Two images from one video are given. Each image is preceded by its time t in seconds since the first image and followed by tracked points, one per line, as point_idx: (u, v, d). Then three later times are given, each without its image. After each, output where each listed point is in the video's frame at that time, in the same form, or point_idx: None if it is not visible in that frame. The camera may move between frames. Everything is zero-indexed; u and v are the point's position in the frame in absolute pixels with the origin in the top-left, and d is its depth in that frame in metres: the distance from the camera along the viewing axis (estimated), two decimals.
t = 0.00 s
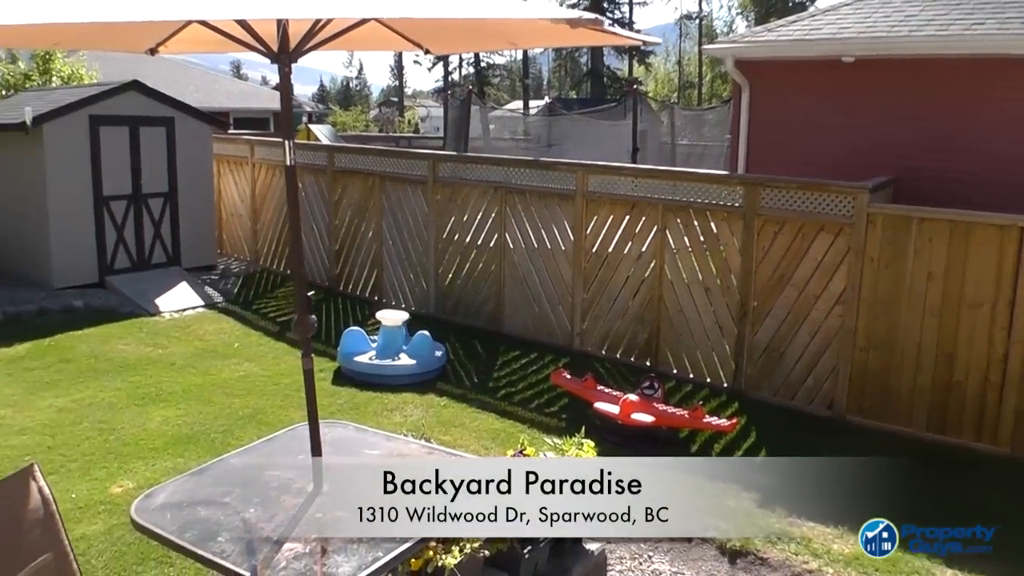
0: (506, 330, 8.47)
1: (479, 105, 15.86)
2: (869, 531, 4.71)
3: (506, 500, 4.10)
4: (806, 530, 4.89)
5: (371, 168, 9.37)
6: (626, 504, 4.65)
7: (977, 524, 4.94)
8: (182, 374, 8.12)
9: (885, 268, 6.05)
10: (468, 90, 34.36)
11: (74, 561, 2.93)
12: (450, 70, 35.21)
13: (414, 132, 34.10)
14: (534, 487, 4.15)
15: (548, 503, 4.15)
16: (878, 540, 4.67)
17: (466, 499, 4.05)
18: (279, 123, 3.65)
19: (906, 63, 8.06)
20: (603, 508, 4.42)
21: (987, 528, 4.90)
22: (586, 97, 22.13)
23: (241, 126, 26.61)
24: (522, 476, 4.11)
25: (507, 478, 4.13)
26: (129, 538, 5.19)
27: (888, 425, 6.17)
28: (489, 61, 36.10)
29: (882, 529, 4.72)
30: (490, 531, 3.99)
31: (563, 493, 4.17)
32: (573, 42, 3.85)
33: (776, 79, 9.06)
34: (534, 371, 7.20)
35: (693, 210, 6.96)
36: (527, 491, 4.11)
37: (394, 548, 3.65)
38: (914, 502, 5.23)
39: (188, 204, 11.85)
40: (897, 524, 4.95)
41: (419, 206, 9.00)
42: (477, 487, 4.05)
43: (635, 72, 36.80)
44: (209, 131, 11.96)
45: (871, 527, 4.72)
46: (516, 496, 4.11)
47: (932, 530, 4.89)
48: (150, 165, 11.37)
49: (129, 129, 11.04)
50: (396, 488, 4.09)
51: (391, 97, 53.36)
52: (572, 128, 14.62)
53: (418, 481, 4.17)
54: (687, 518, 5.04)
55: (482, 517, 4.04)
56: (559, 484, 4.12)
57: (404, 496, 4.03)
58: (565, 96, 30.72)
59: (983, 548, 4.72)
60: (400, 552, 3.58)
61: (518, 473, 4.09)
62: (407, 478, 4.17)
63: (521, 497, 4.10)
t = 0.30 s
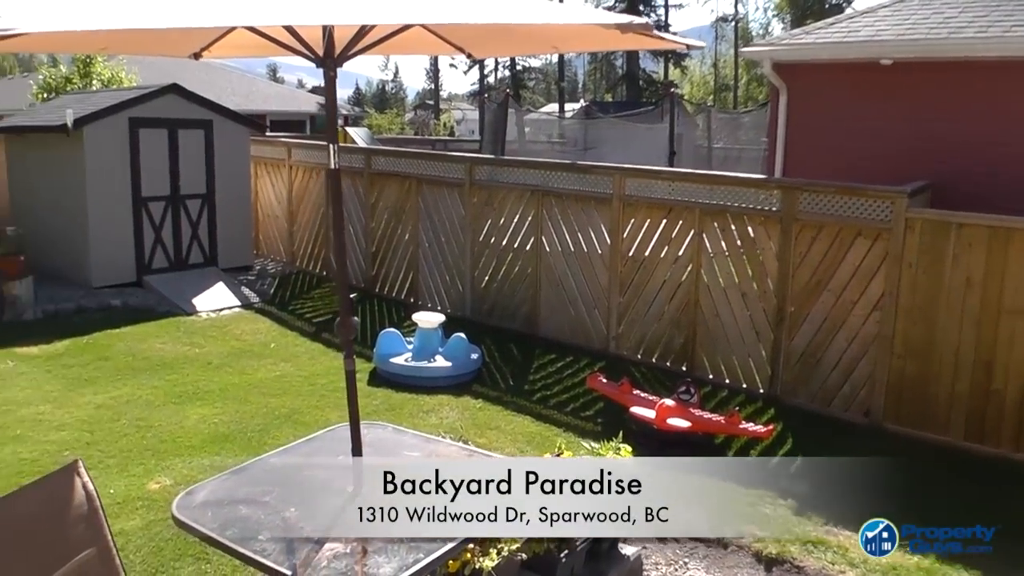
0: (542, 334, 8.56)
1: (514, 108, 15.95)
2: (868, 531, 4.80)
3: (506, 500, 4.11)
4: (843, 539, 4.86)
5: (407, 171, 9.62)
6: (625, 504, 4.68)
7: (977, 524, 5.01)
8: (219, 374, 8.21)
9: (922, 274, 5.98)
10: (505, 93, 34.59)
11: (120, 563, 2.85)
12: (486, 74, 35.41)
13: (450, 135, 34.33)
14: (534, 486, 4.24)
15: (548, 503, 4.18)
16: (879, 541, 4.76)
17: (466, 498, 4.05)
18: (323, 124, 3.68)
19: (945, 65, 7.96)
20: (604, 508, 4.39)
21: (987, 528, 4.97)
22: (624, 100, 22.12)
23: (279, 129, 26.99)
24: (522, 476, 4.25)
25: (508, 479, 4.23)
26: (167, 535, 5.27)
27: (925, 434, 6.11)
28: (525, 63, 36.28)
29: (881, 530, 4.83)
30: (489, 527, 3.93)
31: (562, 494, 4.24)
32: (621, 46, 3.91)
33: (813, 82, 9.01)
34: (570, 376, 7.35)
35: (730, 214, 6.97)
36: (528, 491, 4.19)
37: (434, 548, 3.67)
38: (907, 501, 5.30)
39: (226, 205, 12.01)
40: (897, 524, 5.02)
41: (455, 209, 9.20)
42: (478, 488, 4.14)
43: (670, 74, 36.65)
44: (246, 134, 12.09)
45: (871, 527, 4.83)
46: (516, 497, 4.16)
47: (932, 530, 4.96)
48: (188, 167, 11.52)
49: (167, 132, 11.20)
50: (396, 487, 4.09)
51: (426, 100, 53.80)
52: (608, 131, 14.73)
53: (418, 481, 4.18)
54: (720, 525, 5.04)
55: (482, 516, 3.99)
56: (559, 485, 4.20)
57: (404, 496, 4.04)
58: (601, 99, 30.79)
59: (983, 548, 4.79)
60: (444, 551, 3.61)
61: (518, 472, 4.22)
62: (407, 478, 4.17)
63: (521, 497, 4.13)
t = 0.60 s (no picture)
0: (576, 337, 8.58)
1: (548, 111, 16.01)
2: (869, 531, 4.83)
3: (506, 500, 4.07)
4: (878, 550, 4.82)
5: (443, 175, 9.74)
6: (626, 504, 4.26)
7: (978, 524, 5.06)
8: (254, 374, 8.30)
9: (959, 281, 5.90)
10: (538, 97, 34.72)
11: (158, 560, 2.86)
12: (519, 77, 35.53)
13: (484, 138, 34.48)
14: (534, 487, 4.23)
15: (548, 504, 4.08)
16: (878, 540, 4.79)
17: (466, 498, 4.07)
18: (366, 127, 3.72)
19: (983, 70, 7.84)
20: (606, 508, 4.16)
21: (987, 528, 5.02)
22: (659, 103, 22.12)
23: (314, 132, 27.30)
24: (522, 476, 4.27)
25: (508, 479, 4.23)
26: (201, 532, 5.33)
27: (961, 443, 6.02)
28: (558, 67, 36.36)
29: (882, 529, 4.85)
30: (489, 527, 3.92)
31: (561, 495, 4.14)
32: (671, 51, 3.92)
33: (850, 86, 8.94)
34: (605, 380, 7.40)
35: (765, 219, 6.94)
36: (527, 491, 4.16)
37: (473, 552, 3.71)
38: (907, 501, 5.36)
39: (262, 207, 12.15)
40: (898, 524, 5.06)
41: (491, 212, 9.25)
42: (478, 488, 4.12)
43: (704, 78, 36.52)
44: (282, 137, 12.24)
45: (872, 527, 4.85)
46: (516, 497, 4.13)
47: (932, 530, 5.00)
48: (224, 169, 11.66)
49: (203, 134, 11.35)
50: (396, 487, 4.11)
51: (461, 103, 54.16)
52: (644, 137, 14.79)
53: (418, 481, 4.12)
54: (751, 532, 5.01)
55: (482, 516, 3.99)
56: (559, 484, 4.23)
57: (404, 496, 4.09)
58: (635, 103, 30.80)
59: (982, 548, 4.84)
60: (492, 549, 3.70)
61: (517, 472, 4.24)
62: (407, 478, 4.12)
63: (521, 497, 4.11)
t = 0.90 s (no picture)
0: (609, 341, 8.59)
1: (581, 114, 16.01)
2: (870, 531, 4.91)
3: (506, 500, 4.13)
4: (911, 560, 4.79)
5: (477, 177, 9.80)
6: (626, 504, 4.31)
7: (977, 524, 5.14)
8: (287, 374, 8.39)
9: (995, 289, 5.82)
10: (571, 100, 34.68)
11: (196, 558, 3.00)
12: (551, 80, 35.51)
13: (517, 141, 34.51)
14: (534, 487, 4.31)
15: (548, 503, 4.12)
16: (878, 541, 4.86)
17: (466, 498, 4.15)
18: (408, 131, 3.77)
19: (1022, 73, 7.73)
20: (606, 508, 4.29)
21: (986, 528, 5.09)
22: (691, 107, 22.04)
23: (347, 134, 27.49)
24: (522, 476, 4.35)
25: (508, 479, 4.30)
26: (235, 530, 5.41)
27: (997, 454, 5.93)
28: (592, 69, 36.30)
29: (881, 527, 4.94)
30: (488, 527, 3.99)
31: (562, 495, 4.21)
32: (714, 54, 3.98)
33: (884, 89, 8.88)
34: (638, 385, 7.44)
35: (799, 224, 6.91)
36: (527, 492, 4.23)
37: (511, 554, 3.73)
38: (905, 501, 5.46)
39: (296, 208, 12.28)
40: (898, 524, 5.15)
41: (524, 215, 9.29)
42: (478, 488, 4.19)
43: (736, 81, 36.30)
44: (317, 139, 12.37)
45: (872, 527, 4.94)
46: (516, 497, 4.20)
47: (932, 530, 5.08)
48: (259, 171, 11.80)
49: (239, 136, 11.49)
50: (396, 488, 4.22)
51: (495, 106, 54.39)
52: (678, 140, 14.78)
53: (418, 481, 4.26)
54: (784, 539, 4.99)
55: (481, 516, 4.08)
56: (559, 484, 4.32)
57: (404, 496, 4.19)
58: (669, 106, 30.67)
59: (983, 548, 4.91)
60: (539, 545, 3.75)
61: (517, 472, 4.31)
62: (407, 478, 4.27)
63: (521, 497, 4.17)
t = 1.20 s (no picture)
0: (642, 345, 8.59)
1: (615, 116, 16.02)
2: (870, 532, 4.99)
3: (506, 500, 4.16)
4: (944, 569, 4.74)
5: (511, 179, 9.84)
6: (626, 504, 4.24)
7: (978, 525, 5.19)
8: (320, 373, 8.47)
9: None
10: (604, 102, 34.72)
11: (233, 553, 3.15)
12: (583, 83, 35.49)
13: (550, 143, 34.58)
14: (534, 487, 4.33)
15: (548, 503, 4.12)
16: (878, 540, 4.93)
17: (466, 498, 4.21)
18: (447, 134, 3.81)
19: None
20: (607, 508, 4.20)
21: (987, 528, 5.15)
22: (723, 111, 21.94)
23: (379, 136, 27.67)
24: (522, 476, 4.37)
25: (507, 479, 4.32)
26: (269, 526, 5.48)
27: None
28: (624, 72, 36.32)
29: (882, 528, 5.03)
30: (487, 527, 4.03)
31: (562, 496, 4.24)
32: (752, 55, 3.98)
33: (920, 92, 8.81)
34: (669, 388, 7.45)
35: (833, 228, 6.86)
36: (527, 492, 4.25)
37: (546, 556, 3.73)
38: (909, 500, 5.53)
39: (329, 210, 12.39)
40: (898, 525, 5.23)
41: (557, 217, 9.32)
42: (478, 488, 4.24)
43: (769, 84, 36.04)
44: (351, 141, 12.47)
45: (871, 527, 5.03)
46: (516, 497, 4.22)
47: (932, 530, 5.15)
48: (292, 173, 11.93)
49: (273, 137, 11.63)
50: (396, 487, 4.27)
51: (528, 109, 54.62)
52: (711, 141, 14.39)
53: (418, 481, 4.33)
54: (815, 545, 4.96)
55: (481, 516, 4.11)
56: (559, 484, 4.36)
57: (404, 496, 4.23)
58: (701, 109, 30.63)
59: (982, 547, 4.96)
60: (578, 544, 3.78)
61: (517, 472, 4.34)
62: (407, 478, 4.33)
63: (521, 497, 4.20)
